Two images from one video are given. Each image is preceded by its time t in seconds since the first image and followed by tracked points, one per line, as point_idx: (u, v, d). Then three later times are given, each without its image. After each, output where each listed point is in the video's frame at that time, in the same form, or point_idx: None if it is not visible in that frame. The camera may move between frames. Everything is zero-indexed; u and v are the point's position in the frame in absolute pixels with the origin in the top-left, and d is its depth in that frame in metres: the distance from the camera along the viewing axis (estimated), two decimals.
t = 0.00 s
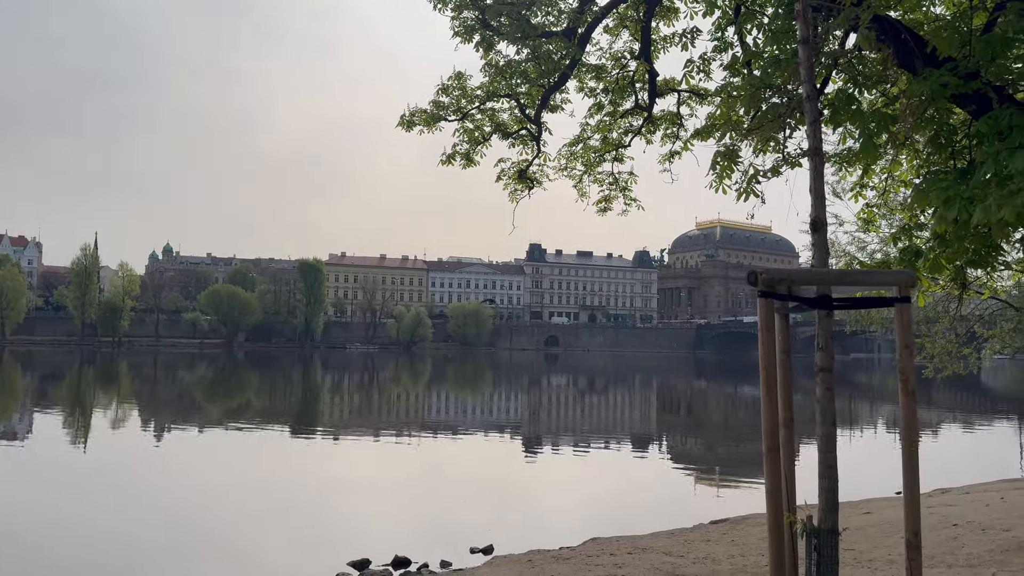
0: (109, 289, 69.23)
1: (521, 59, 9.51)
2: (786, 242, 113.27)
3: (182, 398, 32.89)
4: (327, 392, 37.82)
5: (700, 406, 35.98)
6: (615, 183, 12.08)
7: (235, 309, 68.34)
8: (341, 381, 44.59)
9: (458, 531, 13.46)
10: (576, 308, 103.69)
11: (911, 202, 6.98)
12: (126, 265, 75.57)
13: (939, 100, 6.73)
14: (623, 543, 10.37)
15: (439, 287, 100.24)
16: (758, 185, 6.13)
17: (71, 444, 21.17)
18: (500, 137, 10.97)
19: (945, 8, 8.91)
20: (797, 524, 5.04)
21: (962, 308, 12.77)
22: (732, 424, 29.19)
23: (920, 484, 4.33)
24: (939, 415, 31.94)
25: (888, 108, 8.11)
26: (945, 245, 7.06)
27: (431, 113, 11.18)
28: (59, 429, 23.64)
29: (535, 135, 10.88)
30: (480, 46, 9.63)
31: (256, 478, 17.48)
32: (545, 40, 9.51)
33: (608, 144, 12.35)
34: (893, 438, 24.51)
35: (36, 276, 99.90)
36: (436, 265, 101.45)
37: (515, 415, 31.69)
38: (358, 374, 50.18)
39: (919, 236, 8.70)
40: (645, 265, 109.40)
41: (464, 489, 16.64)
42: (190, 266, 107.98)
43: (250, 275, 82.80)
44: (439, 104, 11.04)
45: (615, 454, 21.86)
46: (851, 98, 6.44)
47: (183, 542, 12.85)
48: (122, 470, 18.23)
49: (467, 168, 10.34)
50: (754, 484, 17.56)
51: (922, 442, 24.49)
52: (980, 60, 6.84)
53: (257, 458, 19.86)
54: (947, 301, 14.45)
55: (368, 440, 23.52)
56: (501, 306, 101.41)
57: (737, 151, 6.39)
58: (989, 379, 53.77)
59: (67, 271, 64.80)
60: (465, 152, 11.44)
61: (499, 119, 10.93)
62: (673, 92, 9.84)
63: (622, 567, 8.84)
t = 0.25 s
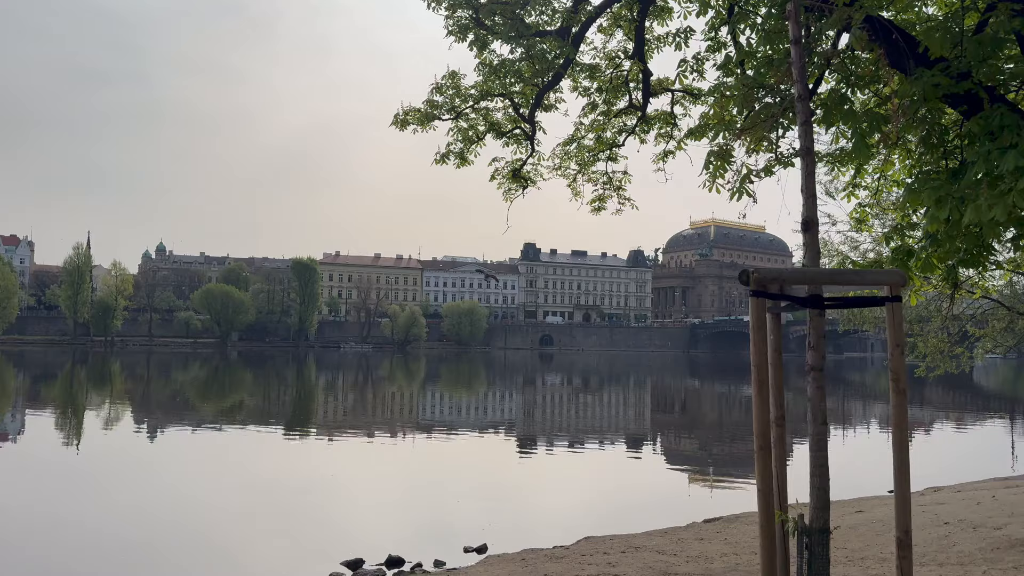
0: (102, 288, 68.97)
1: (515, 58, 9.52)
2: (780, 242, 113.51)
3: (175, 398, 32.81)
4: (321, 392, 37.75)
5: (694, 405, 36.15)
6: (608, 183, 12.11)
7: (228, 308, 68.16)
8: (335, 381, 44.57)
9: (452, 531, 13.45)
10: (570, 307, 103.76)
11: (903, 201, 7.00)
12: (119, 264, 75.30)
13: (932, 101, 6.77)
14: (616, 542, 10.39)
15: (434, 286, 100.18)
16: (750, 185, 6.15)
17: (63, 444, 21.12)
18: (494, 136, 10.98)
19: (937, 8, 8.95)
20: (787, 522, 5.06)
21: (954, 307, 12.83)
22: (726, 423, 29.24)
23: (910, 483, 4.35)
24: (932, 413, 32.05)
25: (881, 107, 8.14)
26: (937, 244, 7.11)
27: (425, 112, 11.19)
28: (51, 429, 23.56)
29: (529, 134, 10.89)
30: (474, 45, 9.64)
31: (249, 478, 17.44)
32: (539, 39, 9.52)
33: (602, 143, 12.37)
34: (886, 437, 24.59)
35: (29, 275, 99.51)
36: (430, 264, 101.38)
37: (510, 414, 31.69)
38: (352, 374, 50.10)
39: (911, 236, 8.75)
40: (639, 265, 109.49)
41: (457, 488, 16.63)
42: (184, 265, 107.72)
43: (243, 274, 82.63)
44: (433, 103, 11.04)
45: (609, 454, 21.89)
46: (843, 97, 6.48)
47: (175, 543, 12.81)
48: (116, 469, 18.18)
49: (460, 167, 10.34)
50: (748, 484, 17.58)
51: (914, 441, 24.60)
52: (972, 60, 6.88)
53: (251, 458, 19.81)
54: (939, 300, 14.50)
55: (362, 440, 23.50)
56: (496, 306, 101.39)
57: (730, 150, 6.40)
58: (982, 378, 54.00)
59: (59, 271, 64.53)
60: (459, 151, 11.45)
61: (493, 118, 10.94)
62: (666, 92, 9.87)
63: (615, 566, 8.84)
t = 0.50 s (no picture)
0: (96, 289, 68.75)
1: (509, 59, 9.53)
2: (774, 242, 113.76)
3: (169, 399, 32.71)
4: (316, 393, 37.69)
5: (689, 405, 36.25)
6: (603, 183, 12.12)
7: (222, 309, 68.00)
8: (330, 381, 44.55)
9: (447, 531, 13.45)
10: (565, 307, 103.80)
11: (896, 201, 7.02)
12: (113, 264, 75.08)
13: (924, 101, 6.79)
14: (610, 542, 10.40)
15: (429, 286, 100.12)
16: (744, 185, 6.17)
17: (57, 445, 21.05)
18: (488, 136, 10.98)
19: (929, 9, 8.99)
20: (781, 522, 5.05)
21: (947, 307, 12.88)
22: (721, 423, 29.29)
23: (903, 483, 4.35)
24: (926, 413, 32.15)
25: (874, 108, 8.18)
26: (930, 244, 7.13)
27: (419, 113, 11.19)
28: (45, 430, 23.47)
29: (523, 135, 10.89)
30: (468, 45, 9.65)
31: (243, 479, 17.41)
32: (533, 39, 9.54)
33: (596, 143, 12.38)
34: (880, 437, 24.64)
35: (22, 276, 99.11)
36: (425, 265, 101.32)
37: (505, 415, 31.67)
38: (347, 375, 50.02)
39: (904, 236, 8.78)
40: (634, 265, 109.62)
41: (452, 489, 16.63)
42: (178, 266, 107.45)
43: (238, 274, 82.45)
44: (427, 104, 11.04)
45: (604, 453, 21.90)
46: (836, 98, 6.50)
47: (168, 544, 12.79)
48: (109, 471, 18.14)
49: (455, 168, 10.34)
50: (743, 483, 17.60)
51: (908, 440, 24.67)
52: (964, 60, 6.91)
53: (245, 459, 19.77)
54: (932, 299, 14.55)
55: (357, 440, 23.46)
56: (490, 306, 101.36)
57: (724, 151, 6.41)
58: (976, 378, 54.15)
59: (53, 272, 64.33)
60: (453, 151, 11.45)
61: (487, 118, 10.93)
62: (660, 92, 9.89)
63: (610, 567, 8.85)
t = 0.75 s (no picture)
0: (89, 291, 68.53)
1: (502, 59, 9.51)
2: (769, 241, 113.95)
3: (163, 400, 32.60)
4: (310, 394, 37.59)
5: (684, 405, 36.28)
6: (597, 183, 12.10)
7: (216, 310, 67.81)
8: (324, 382, 44.43)
9: (442, 532, 13.41)
10: (560, 308, 103.81)
11: (890, 200, 7.02)
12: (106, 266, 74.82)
13: (917, 100, 6.79)
14: (605, 542, 10.38)
15: (424, 287, 100.02)
16: (738, 184, 6.16)
17: (50, 448, 20.95)
18: (482, 136, 10.96)
19: (922, 8, 9.00)
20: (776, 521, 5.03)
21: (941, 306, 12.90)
22: (716, 423, 29.30)
23: (897, 484, 4.33)
24: (921, 412, 32.20)
25: (867, 107, 8.18)
26: (923, 244, 7.12)
27: (413, 113, 11.16)
28: (38, 432, 23.35)
29: (517, 135, 10.87)
30: (461, 45, 9.62)
31: (238, 481, 17.34)
32: (526, 39, 9.53)
33: (590, 143, 12.36)
34: (875, 436, 24.67)
35: (15, 278, 98.70)
36: (420, 265, 101.23)
37: (500, 415, 31.63)
38: (341, 376, 49.92)
39: (898, 235, 8.79)
40: (629, 265, 109.68)
41: (447, 490, 16.59)
42: (172, 267, 107.15)
43: (232, 275, 82.25)
44: (421, 104, 11.00)
45: (599, 454, 21.88)
46: (829, 98, 6.50)
47: (162, 546, 12.73)
48: (103, 472, 18.05)
49: (449, 168, 10.30)
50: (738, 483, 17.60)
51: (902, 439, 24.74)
52: (957, 59, 6.92)
53: (239, 461, 19.70)
54: (925, 299, 14.57)
55: (352, 441, 23.40)
56: (485, 306, 101.30)
57: (718, 150, 6.39)
58: (969, 377, 54.25)
59: (46, 273, 64.10)
60: (447, 152, 11.42)
61: (481, 118, 10.91)
62: (654, 92, 9.88)
63: (605, 567, 8.82)
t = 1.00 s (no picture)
0: (81, 293, 68.24)
1: (496, 59, 9.52)
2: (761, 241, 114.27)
3: (155, 403, 32.47)
4: (304, 395, 37.49)
5: (677, 405, 36.35)
6: (591, 183, 12.11)
7: (209, 312, 67.58)
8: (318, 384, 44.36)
9: (436, 534, 13.39)
10: (554, 308, 103.85)
11: (883, 199, 7.04)
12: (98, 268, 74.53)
13: (910, 100, 6.82)
14: (600, 542, 10.37)
15: (417, 288, 99.92)
16: (732, 185, 6.17)
17: (42, 450, 20.86)
18: (476, 137, 10.95)
19: (914, 9, 9.03)
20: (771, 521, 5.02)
21: (933, 306, 12.93)
22: (710, 423, 29.36)
23: (892, 483, 4.33)
24: (914, 411, 32.32)
25: (860, 108, 8.22)
26: (916, 243, 7.15)
27: (406, 114, 11.14)
28: (30, 436, 23.22)
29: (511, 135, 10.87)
30: (454, 46, 9.62)
31: (231, 483, 17.27)
32: (520, 40, 9.54)
33: (584, 144, 12.37)
34: (868, 435, 24.74)
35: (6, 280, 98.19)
36: (413, 267, 101.14)
37: (494, 416, 31.61)
38: (335, 377, 49.81)
39: (891, 235, 8.82)
40: (622, 265, 109.82)
41: (441, 491, 16.57)
42: (165, 269, 106.78)
43: (225, 277, 82.02)
44: (414, 105, 10.99)
45: (593, 454, 21.88)
46: (822, 97, 6.52)
47: (155, 548, 12.67)
48: (96, 475, 17.99)
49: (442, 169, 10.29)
50: (732, 483, 17.61)
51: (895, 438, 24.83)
52: (949, 59, 6.96)
53: (233, 463, 19.63)
54: (918, 298, 14.61)
55: (346, 443, 23.35)
56: (479, 307, 101.26)
57: (711, 151, 6.40)
58: (961, 375, 54.52)
59: (38, 276, 63.80)
60: (441, 152, 11.41)
61: (475, 119, 10.91)
62: (647, 92, 9.89)
63: (599, 567, 8.81)
